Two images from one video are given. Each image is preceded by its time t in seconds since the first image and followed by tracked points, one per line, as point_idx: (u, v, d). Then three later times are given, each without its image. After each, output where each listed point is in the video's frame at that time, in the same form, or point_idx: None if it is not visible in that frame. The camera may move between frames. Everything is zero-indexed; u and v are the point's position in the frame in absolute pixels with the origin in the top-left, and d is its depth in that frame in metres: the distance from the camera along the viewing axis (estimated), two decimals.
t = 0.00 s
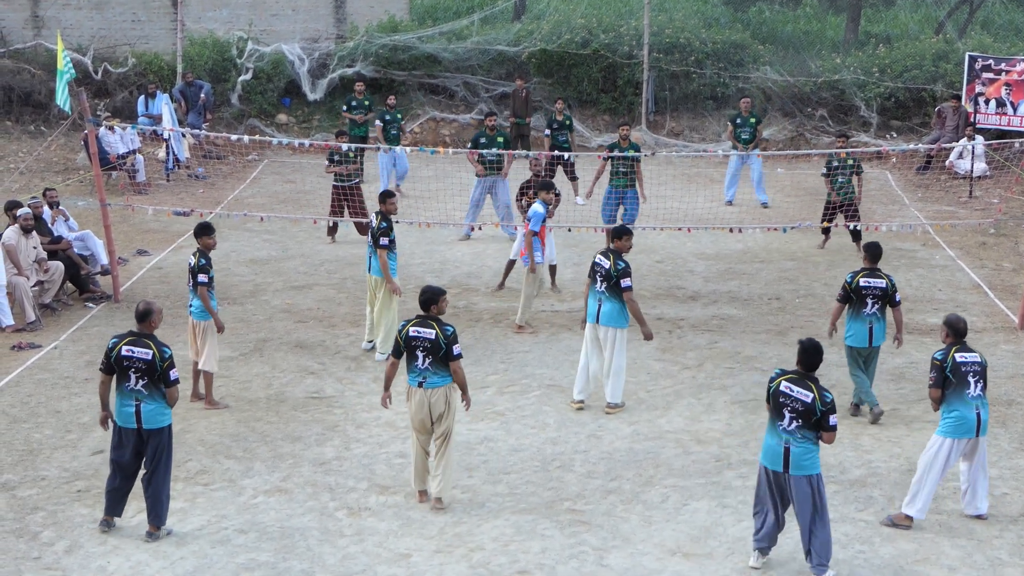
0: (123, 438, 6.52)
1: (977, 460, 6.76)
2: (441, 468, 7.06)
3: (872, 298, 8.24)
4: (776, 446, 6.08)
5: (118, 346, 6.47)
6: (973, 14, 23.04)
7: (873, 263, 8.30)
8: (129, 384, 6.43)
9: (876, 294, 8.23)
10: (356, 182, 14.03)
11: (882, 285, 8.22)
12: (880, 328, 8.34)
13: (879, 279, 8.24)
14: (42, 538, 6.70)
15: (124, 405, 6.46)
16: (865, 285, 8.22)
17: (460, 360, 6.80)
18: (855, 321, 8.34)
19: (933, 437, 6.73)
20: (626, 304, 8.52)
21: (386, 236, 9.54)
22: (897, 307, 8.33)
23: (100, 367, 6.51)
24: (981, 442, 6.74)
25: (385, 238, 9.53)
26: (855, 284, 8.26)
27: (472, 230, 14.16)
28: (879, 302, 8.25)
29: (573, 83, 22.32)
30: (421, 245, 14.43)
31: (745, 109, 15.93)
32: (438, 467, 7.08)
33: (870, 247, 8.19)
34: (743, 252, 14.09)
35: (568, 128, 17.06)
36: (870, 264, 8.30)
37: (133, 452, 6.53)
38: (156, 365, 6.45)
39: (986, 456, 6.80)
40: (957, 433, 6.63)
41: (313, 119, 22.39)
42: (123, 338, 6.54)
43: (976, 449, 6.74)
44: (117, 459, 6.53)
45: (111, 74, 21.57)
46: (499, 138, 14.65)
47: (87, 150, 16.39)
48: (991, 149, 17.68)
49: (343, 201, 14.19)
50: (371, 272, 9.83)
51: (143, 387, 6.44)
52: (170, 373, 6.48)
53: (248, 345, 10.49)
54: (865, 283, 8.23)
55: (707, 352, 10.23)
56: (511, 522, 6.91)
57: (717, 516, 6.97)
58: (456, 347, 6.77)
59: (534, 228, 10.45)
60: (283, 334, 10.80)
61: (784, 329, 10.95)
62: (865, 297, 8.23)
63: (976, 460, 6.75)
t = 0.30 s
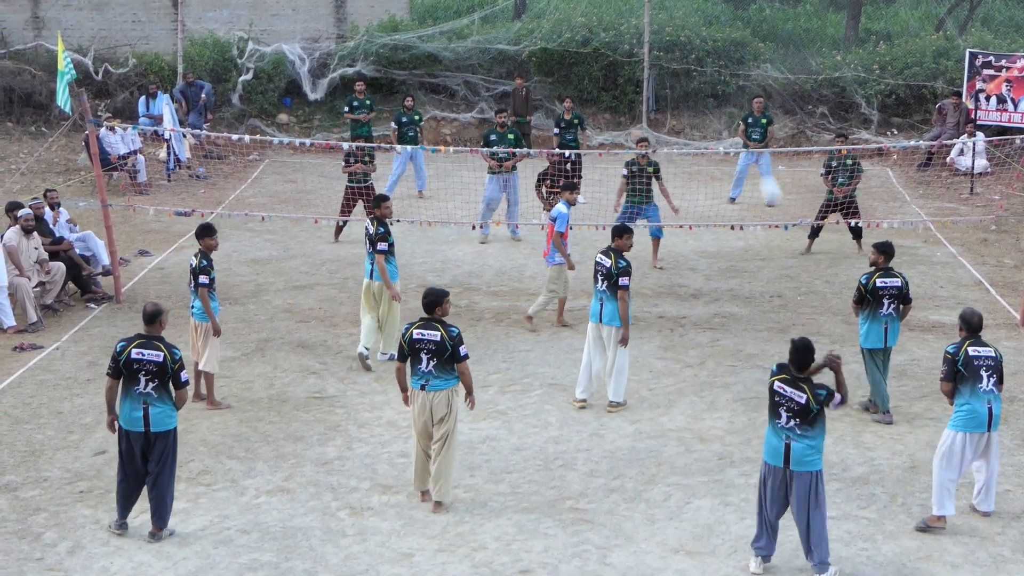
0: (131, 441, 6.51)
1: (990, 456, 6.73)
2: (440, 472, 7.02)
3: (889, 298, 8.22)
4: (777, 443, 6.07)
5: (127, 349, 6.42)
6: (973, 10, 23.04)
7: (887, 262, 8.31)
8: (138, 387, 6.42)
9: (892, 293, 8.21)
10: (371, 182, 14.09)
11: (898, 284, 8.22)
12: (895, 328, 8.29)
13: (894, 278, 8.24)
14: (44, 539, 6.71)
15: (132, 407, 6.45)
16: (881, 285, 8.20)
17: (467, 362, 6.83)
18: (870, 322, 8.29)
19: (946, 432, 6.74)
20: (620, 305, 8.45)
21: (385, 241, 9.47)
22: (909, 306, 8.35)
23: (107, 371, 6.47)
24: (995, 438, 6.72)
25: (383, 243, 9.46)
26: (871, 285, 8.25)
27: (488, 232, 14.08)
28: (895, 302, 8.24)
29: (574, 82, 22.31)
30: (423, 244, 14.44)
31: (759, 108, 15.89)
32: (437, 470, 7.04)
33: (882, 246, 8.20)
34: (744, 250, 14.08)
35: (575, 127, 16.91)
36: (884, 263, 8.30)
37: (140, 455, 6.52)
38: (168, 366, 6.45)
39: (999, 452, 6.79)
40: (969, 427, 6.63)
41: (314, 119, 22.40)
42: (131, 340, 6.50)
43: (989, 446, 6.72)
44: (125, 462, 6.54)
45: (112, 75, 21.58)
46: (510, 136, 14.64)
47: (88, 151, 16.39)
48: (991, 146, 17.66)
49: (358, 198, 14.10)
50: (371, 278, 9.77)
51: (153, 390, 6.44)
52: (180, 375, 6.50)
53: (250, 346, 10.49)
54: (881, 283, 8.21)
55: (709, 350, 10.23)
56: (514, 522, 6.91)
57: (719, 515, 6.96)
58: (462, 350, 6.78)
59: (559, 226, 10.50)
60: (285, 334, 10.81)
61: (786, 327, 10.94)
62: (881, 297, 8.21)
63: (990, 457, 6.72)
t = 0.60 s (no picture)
0: (133, 445, 6.46)
1: (990, 460, 6.67)
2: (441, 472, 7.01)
3: (898, 298, 8.18)
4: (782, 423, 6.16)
5: (128, 352, 6.43)
6: (974, 9, 23.04)
7: (897, 261, 8.27)
8: (140, 391, 6.40)
9: (902, 293, 8.17)
10: (376, 185, 14.13)
11: (907, 284, 8.17)
12: (903, 329, 8.27)
13: (904, 278, 8.19)
14: (47, 540, 6.71)
15: (135, 411, 6.42)
16: (891, 285, 8.16)
17: (470, 365, 6.81)
18: (878, 321, 8.28)
19: (944, 440, 6.64)
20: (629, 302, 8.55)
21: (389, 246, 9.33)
22: (918, 306, 8.30)
23: (108, 376, 6.46)
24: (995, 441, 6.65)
25: (388, 246, 9.31)
26: (881, 284, 8.20)
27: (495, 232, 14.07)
28: (904, 302, 8.19)
29: (575, 82, 22.29)
30: (424, 244, 14.44)
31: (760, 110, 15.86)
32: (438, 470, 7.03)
33: (892, 245, 8.18)
34: (745, 249, 14.08)
35: (579, 130, 17.04)
36: (893, 263, 8.26)
37: (144, 459, 6.48)
38: (169, 368, 6.44)
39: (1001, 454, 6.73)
40: (966, 434, 6.55)
41: (315, 119, 22.42)
42: (131, 344, 6.50)
43: (989, 448, 6.66)
44: (129, 467, 6.49)
45: (113, 77, 21.58)
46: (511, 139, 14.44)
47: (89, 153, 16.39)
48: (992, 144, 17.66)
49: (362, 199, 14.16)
50: (371, 284, 9.47)
51: (155, 393, 6.41)
52: (182, 377, 6.48)
53: (252, 347, 10.50)
54: (891, 282, 8.17)
55: (711, 350, 10.22)
56: (516, 522, 6.91)
57: (722, 514, 6.96)
58: (466, 353, 6.77)
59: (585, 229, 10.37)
60: (287, 334, 10.82)
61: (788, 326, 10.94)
62: (890, 297, 8.17)
63: (991, 459, 6.66)
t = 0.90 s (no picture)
0: (130, 452, 6.44)
1: (992, 460, 6.63)
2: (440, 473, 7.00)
3: (901, 298, 8.15)
4: (785, 419, 6.31)
5: (123, 355, 6.36)
6: (975, 9, 23.06)
7: (900, 263, 8.24)
8: (137, 394, 6.37)
9: (904, 293, 8.13)
10: (376, 186, 14.12)
11: (910, 284, 8.13)
12: (908, 330, 8.22)
13: (906, 278, 8.16)
14: (49, 541, 6.72)
15: (131, 415, 6.39)
16: (893, 285, 8.14)
17: (467, 364, 6.79)
18: (883, 322, 8.25)
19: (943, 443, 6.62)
20: (640, 300, 8.60)
21: (402, 249, 9.25)
22: (922, 307, 8.25)
23: (103, 380, 6.39)
24: (997, 441, 6.62)
25: (402, 250, 9.21)
26: (883, 285, 8.18)
27: (498, 232, 14.08)
28: (908, 302, 8.15)
29: (576, 82, 22.26)
30: (425, 245, 14.45)
31: (750, 112, 15.90)
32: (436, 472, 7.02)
33: (894, 247, 8.16)
34: (747, 250, 14.07)
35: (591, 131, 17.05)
36: (896, 263, 8.23)
37: (142, 464, 6.46)
38: (165, 370, 6.42)
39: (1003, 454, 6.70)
40: (967, 437, 6.53)
41: (316, 120, 22.44)
42: (125, 347, 6.45)
43: (991, 450, 6.62)
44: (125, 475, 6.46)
45: (114, 77, 21.60)
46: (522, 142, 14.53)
47: (90, 153, 16.40)
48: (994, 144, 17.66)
49: (362, 200, 14.17)
50: (380, 288, 9.33)
51: (152, 396, 6.40)
52: (178, 379, 6.46)
53: (253, 347, 10.50)
54: (892, 283, 8.15)
55: (713, 350, 10.22)
56: (518, 522, 6.91)
57: (724, 514, 6.96)
58: (464, 352, 6.76)
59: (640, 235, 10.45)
60: (289, 335, 10.82)
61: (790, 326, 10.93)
62: (893, 297, 8.14)
63: (993, 460, 6.63)
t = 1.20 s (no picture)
0: (124, 455, 6.42)
1: (1000, 463, 6.61)
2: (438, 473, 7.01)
3: (892, 298, 8.12)
4: (787, 413, 6.36)
5: (116, 356, 6.36)
6: (977, 10, 23.06)
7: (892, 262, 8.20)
8: (130, 394, 6.35)
9: (896, 293, 8.10)
10: (379, 186, 14.10)
11: (902, 284, 8.09)
12: (902, 330, 8.20)
13: (898, 278, 8.12)
14: (49, 540, 6.71)
15: (125, 417, 6.38)
16: (884, 285, 8.11)
17: (460, 362, 6.78)
18: (874, 321, 8.24)
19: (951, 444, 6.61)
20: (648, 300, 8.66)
21: (421, 253, 9.07)
22: (917, 307, 8.22)
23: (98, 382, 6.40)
24: (1005, 444, 6.60)
25: (421, 254, 9.03)
26: (875, 285, 8.15)
27: (502, 233, 14.09)
28: (900, 302, 8.12)
29: (577, 83, 22.22)
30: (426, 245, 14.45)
31: (756, 111, 15.87)
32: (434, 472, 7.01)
33: (884, 245, 8.12)
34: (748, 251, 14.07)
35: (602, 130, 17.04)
36: (888, 263, 8.19)
37: (137, 466, 6.43)
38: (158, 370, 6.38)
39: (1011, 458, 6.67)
40: (974, 438, 6.52)
41: (318, 120, 22.45)
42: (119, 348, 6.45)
43: (999, 452, 6.61)
44: (121, 478, 6.43)
45: (115, 77, 21.59)
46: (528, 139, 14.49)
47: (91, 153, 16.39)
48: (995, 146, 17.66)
49: (365, 199, 14.18)
50: (395, 292, 9.11)
51: (145, 396, 6.37)
52: (170, 379, 6.42)
53: (254, 347, 10.50)
54: (884, 282, 8.11)
55: (713, 351, 10.21)
56: (518, 522, 6.91)
57: (725, 515, 6.96)
58: (456, 350, 6.75)
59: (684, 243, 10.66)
60: (290, 335, 10.82)
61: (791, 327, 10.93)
62: (884, 297, 8.12)
63: (1001, 462, 6.61)
